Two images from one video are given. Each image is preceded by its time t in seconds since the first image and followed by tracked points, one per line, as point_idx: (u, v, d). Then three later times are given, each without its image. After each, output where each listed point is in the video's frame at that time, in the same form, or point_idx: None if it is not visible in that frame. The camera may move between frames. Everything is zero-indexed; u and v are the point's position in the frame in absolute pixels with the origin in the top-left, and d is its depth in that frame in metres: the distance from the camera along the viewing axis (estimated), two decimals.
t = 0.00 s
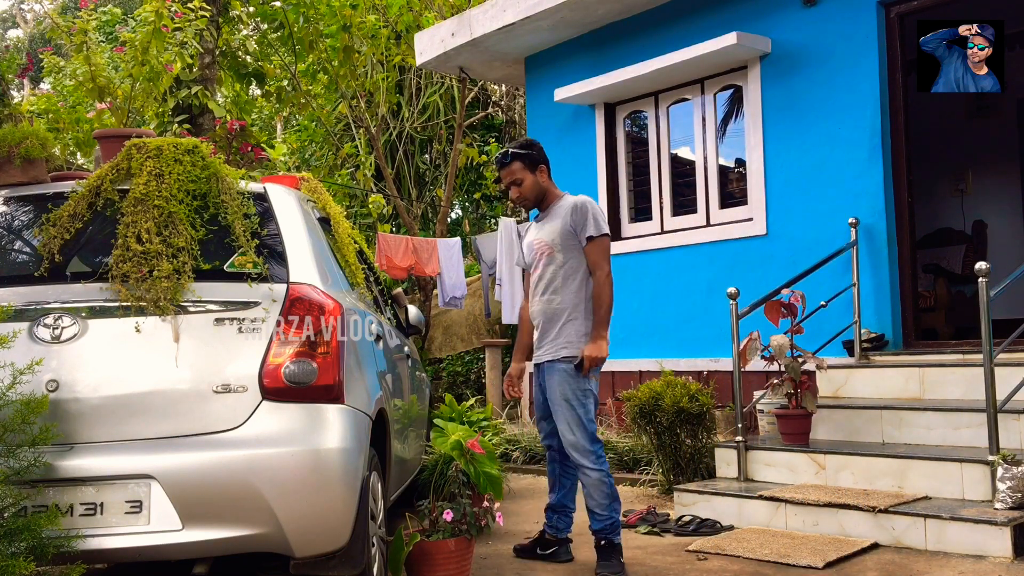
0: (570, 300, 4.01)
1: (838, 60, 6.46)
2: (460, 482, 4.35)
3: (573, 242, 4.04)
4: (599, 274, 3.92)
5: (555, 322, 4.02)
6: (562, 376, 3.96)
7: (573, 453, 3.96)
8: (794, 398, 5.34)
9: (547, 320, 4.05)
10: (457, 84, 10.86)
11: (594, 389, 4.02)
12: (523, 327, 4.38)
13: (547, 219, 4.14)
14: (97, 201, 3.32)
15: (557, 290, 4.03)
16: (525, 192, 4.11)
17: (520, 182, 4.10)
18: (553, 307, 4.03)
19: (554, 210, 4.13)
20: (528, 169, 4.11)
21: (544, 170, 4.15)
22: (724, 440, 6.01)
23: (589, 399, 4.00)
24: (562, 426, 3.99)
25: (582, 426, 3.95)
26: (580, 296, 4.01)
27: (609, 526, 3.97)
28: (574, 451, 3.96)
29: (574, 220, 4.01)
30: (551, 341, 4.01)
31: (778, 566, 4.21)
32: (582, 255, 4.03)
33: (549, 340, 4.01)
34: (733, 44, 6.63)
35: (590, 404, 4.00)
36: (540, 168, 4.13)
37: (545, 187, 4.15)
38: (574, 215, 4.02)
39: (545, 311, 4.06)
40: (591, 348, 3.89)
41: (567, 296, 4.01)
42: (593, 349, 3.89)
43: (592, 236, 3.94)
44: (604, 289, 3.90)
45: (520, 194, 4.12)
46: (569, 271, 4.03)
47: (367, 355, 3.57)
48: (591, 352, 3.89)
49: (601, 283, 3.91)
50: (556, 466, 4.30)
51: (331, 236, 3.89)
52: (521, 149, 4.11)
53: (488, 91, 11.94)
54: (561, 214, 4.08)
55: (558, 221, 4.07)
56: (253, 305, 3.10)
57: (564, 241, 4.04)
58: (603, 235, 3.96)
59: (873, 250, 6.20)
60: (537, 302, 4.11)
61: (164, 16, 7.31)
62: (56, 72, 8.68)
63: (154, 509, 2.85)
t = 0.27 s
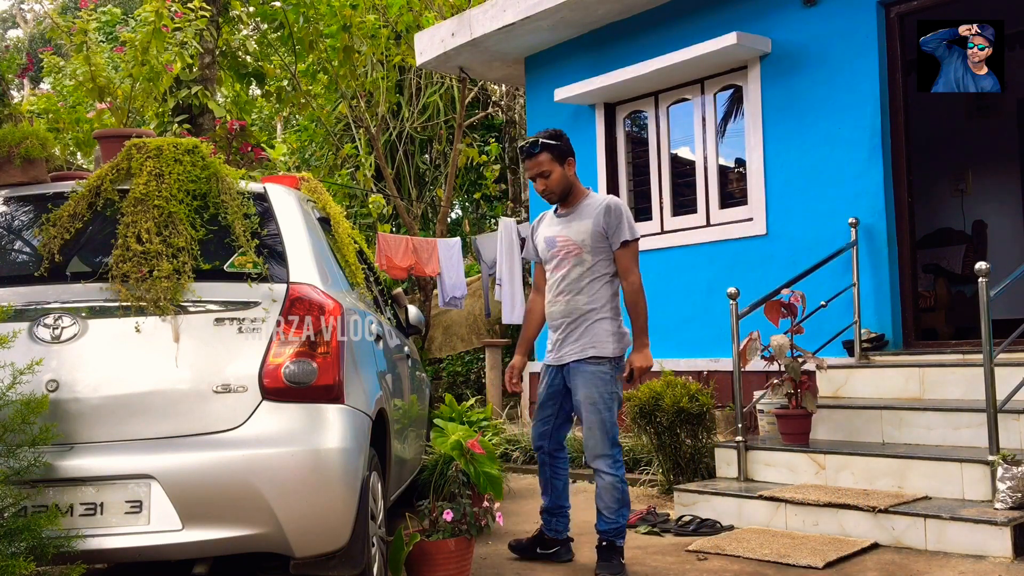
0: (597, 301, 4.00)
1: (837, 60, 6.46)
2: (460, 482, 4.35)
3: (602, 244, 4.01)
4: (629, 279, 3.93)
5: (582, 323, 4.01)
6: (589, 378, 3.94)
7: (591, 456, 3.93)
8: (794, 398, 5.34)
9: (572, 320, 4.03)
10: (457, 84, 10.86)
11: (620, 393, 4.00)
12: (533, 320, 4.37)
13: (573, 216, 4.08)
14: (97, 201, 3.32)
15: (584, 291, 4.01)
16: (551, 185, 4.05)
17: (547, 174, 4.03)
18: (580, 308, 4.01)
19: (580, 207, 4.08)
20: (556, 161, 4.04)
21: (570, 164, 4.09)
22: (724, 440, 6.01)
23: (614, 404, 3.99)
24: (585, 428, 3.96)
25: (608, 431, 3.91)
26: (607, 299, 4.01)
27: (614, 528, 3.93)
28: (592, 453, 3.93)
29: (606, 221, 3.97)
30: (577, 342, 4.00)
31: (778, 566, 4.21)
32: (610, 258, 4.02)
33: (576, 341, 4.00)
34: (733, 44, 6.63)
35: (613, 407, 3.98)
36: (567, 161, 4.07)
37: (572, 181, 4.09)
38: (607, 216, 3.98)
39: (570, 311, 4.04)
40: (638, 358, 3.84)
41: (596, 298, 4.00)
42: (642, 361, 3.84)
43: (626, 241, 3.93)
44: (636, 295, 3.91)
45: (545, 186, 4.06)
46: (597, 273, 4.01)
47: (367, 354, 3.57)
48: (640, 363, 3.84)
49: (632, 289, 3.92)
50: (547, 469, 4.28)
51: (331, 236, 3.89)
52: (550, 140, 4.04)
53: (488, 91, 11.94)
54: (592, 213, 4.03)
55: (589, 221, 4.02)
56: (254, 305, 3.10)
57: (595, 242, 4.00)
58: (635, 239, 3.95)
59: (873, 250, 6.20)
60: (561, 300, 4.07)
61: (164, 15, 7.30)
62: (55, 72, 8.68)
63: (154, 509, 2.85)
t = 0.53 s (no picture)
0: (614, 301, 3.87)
1: (837, 60, 6.46)
2: (460, 482, 4.37)
3: (621, 243, 3.88)
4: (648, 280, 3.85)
5: (600, 325, 3.86)
6: (612, 383, 3.82)
7: (603, 458, 3.82)
8: (794, 398, 5.34)
9: (589, 321, 3.88)
10: (457, 84, 10.86)
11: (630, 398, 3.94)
12: (532, 317, 4.19)
13: (590, 212, 3.92)
14: (97, 201, 3.33)
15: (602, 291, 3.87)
16: (570, 182, 3.86)
17: (567, 169, 3.84)
18: (598, 309, 3.86)
19: (595, 204, 3.92)
20: (576, 155, 3.86)
21: (588, 160, 3.92)
22: (724, 440, 6.01)
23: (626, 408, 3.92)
24: (600, 431, 3.85)
25: (623, 436, 3.84)
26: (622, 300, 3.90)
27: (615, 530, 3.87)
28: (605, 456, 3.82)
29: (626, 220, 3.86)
30: (596, 344, 3.85)
31: (778, 566, 4.21)
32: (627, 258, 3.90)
33: (596, 341, 3.85)
34: (732, 44, 6.63)
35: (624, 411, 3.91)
36: (586, 158, 3.89)
37: (588, 178, 3.91)
38: (628, 215, 3.87)
39: (587, 311, 3.87)
40: (662, 354, 3.81)
41: (614, 299, 3.87)
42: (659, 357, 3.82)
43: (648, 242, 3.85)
44: (655, 297, 3.85)
45: (564, 182, 3.86)
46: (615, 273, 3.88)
47: (367, 354, 3.57)
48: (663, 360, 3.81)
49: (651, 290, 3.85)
50: (550, 476, 3.87)
51: (331, 236, 3.89)
52: (570, 133, 3.84)
53: (488, 91, 11.94)
54: (612, 210, 3.89)
55: (610, 218, 3.87)
56: (253, 305, 3.10)
57: (616, 241, 3.87)
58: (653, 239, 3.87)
59: (873, 250, 6.20)
60: (575, 300, 3.89)
61: (164, 16, 7.30)
62: (55, 72, 8.68)
63: (154, 509, 2.85)
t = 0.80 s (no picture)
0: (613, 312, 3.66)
1: (837, 60, 6.46)
2: (460, 482, 4.37)
3: (617, 249, 3.68)
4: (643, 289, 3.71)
5: (603, 337, 3.65)
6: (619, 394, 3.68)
7: (608, 467, 3.70)
8: (794, 398, 5.34)
9: (589, 334, 3.65)
10: (457, 84, 10.86)
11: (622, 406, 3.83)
12: (514, 326, 3.81)
13: (586, 216, 3.68)
14: (96, 201, 3.32)
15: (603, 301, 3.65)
16: (562, 184, 3.62)
17: (561, 171, 3.61)
18: (599, 322, 3.64)
19: (588, 208, 3.70)
20: (573, 157, 3.62)
21: (586, 164, 3.68)
22: (724, 440, 6.01)
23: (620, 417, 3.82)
24: (602, 441, 3.70)
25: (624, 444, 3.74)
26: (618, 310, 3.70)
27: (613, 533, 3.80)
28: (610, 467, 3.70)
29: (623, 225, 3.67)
30: (601, 359, 3.65)
31: (778, 566, 4.21)
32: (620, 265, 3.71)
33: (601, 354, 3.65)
34: (732, 44, 6.63)
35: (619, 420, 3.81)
36: (583, 160, 3.66)
37: (584, 181, 3.69)
38: (624, 220, 3.68)
39: (589, 323, 3.64)
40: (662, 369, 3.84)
41: (615, 309, 3.66)
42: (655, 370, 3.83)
43: (644, 250, 3.69)
44: (649, 306, 3.73)
45: (556, 184, 3.62)
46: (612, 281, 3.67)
47: (367, 354, 3.57)
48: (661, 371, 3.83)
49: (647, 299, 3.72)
50: (564, 495, 3.56)
51: (331, 236, 3.89)
52: (569, 132, 3.60)
53: (488, 91, 11.94)
54: (608, 215, 3.68)
55: (607, 223, 3.67)
56: (254, 305, 3.10)
57: (614, 248, 3.67)
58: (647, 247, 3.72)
59: (873, 250, 6.20)
60: (574, 311, 3.64)
61: (164, 16, 7.30)
62: (55, 71, 8.68)
63: (153, 509, 2.85)
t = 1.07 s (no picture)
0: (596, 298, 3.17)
1: (837, 60, 6.46)
2: (460, 482, 4.37)
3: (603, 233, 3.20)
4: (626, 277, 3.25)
5: (587, 326, 3.15)
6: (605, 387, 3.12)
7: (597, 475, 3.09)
8: (794, 398, 5.34)
9: (573, 324, 3.15)
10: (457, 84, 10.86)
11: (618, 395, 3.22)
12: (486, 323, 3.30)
13: (569, 198, 3.18)
14: (96, 201, 3.32)
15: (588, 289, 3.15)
16: (540, 165, 3.13)
17: (539, 150, 3.12)
18: (584, 311, 3.14)
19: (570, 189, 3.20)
20: (553, 136, 3.14)
21: (568, 144, 3.19)
22: (724, 440, 6.01)
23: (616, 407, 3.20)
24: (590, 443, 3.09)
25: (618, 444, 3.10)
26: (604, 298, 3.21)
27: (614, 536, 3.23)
28: (605, 478, 3.08)
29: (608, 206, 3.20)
30: (583, 350, 3.14)
31: (777, 566, 4.21)
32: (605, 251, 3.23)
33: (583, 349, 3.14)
34: (732, 44, 6.63)
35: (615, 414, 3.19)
36: (565, 140, 3.18)
37: (564, 161, 3.20)
38: (610, 201, 3.21)
39: (572, 313, 3.13)
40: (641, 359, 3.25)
41: (599, 297, 3.17)
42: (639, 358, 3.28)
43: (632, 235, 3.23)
44: (632, 294, 3.26)
45: (532, 165, 3.13)
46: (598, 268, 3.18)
47: (367, 354, 3.57)
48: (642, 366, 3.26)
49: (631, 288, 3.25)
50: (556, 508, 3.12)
51: (331, 236, 3.89)
52: (548, 109, 3.14)
53: (488, 91, 11.94)
54: (591, 195, 3.19)
55: (591, 204, 3.18)
56: (254, 305, 3.10)
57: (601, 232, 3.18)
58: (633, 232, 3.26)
59: (873, 250, 6.20)
60: (556, 300, 3.13)
61: (164, 16, 7.30)
62: (55, 71, 8.68)
63: (154, 509, 2.85)
